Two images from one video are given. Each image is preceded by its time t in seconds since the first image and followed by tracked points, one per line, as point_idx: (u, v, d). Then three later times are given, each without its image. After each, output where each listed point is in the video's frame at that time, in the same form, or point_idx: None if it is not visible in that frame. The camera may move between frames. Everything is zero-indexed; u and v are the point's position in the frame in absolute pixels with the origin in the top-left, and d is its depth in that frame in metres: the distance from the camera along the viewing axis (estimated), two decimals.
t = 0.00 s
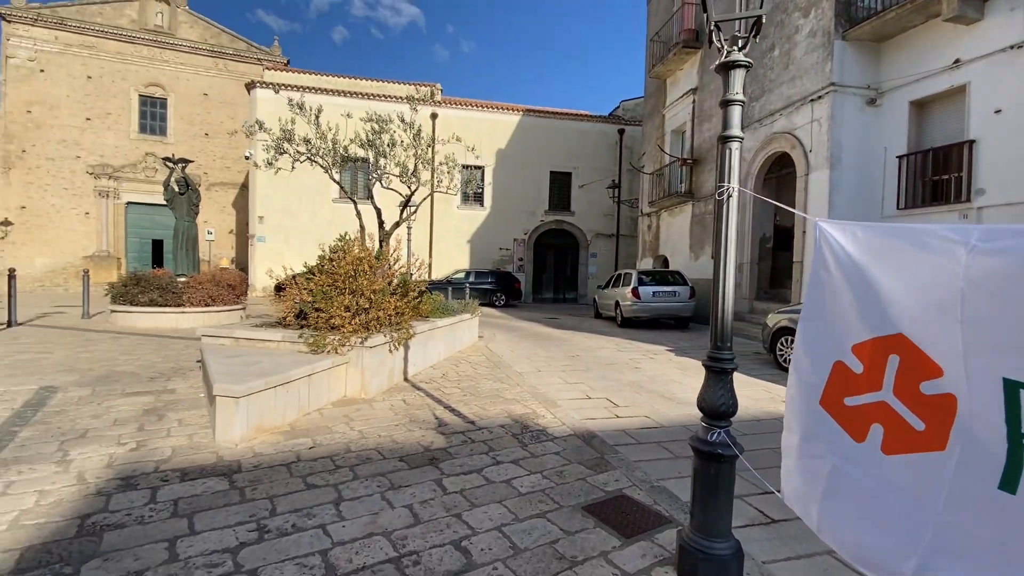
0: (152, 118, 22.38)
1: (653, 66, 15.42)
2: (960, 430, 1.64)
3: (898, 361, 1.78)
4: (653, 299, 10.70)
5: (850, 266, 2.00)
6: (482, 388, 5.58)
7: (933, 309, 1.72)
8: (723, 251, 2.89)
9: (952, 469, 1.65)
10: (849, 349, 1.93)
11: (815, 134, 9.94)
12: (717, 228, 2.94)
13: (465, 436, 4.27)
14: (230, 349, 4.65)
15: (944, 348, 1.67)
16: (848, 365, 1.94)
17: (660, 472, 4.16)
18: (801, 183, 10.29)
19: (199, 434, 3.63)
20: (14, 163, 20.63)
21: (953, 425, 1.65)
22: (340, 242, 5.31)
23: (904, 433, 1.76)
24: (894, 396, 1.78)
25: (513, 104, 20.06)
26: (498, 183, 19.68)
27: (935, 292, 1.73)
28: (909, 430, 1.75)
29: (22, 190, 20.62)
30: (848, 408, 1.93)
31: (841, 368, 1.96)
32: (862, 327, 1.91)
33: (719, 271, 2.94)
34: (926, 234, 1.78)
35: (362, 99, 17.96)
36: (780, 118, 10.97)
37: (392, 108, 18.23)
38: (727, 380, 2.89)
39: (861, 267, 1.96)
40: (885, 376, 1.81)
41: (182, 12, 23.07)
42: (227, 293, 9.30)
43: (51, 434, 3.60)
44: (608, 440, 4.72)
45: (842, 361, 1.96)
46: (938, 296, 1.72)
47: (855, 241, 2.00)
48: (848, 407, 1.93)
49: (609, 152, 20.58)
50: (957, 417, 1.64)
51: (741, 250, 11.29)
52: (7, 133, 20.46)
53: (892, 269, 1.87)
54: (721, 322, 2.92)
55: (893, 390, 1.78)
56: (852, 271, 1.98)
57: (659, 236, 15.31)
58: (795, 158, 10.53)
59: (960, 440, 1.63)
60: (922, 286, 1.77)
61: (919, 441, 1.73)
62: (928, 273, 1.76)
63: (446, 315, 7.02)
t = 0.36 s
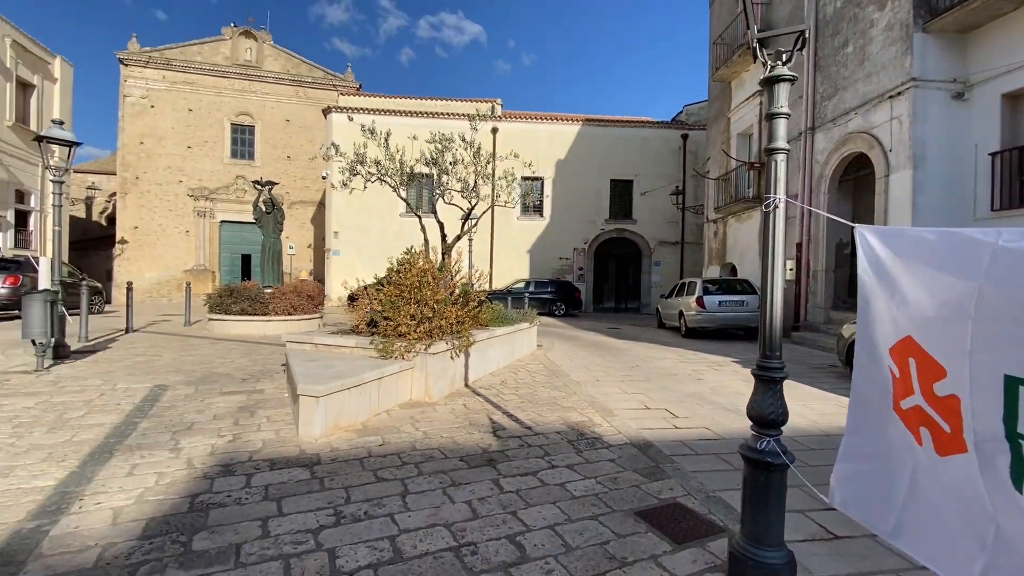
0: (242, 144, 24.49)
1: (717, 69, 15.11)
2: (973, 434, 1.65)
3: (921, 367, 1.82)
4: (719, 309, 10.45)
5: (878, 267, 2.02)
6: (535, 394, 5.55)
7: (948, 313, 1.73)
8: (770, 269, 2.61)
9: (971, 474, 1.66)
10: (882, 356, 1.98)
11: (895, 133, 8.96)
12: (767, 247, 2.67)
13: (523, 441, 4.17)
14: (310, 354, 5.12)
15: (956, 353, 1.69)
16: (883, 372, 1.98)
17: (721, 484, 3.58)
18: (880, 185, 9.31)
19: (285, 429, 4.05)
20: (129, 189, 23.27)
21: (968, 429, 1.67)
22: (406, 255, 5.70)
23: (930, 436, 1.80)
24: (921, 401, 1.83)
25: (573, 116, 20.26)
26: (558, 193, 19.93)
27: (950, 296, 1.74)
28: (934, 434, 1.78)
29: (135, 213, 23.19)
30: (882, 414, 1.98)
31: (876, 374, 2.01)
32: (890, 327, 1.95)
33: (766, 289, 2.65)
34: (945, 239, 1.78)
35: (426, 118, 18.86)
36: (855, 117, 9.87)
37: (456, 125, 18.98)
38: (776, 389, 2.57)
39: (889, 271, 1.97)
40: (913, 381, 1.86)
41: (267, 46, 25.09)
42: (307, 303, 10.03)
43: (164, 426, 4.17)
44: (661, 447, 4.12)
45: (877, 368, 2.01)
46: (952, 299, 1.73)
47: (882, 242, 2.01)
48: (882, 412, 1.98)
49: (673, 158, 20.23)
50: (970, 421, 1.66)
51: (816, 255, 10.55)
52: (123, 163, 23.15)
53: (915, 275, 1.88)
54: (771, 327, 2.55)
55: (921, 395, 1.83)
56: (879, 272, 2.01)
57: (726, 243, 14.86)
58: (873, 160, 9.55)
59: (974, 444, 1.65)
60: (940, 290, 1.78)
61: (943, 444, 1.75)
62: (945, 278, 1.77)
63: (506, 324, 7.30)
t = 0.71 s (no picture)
0: (296, 163, 25.69)
1: (764, 71, 14.75)
2: (997, 440, 1.71)
3: (946, 371, 1.86)
4: (770, 317, 10.12)
5: (914, 270, 2.04)
6: (579, 404, 5.56)
7: (982, 321, 1.76)
8: (816, 281, 2.33)
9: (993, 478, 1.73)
10: (907, 358, 2.02)
11: (959, 131, 8.44)
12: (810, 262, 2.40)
13: (564, 452, 4.14)
14: (359, 363, 5.33)
15: (987, 361, 1.73)
16: (905, 373, 2.03)
17: (771, 501, 3.37)
18: (945, 186, 8.75)
19: (335, 436, 4.23)
20: (194, 207, 24.78)
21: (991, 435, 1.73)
22: (450, 267, 5.85)
23: (952, 439, 1.86)
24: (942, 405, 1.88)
25: (615, 124, 20.19)
26: (600, 202, 19.87)
27: (987, 303, 1.76)
28: (957, 438, 1.84)
29: (199, 229, 24.65)
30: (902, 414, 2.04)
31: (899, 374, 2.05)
32: (919, 332, 1.97)
33: (812, 301, 2.35)
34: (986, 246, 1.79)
35: (470, 131, 19.23)
36: (916, 114, 9.35)
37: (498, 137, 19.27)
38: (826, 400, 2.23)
39: (926, 274, 1.99)
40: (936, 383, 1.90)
41: (319, 69, 26.25)
42: (356, 314, 10.40)
43: (226, 431, 4.42)
44: (706, 460, 4.00)
45: (900, 369, 2.05)
46: (988, 306, 1.76)
47: (918, 245, 2.03)
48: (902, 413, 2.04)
49: (719, 163, 19.79)
50: (994, 427, 1.72)
51: (876, 261, 9.92)
52: (190, 183, 24.72)
53: (950, 279, 1.90)
54: (818, 337, 2.28)
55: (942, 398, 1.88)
56: (914, 276, 2.03)
57: (777, 250, 14.35)
58: (937, 160, 8.98)
59: (998, 450, 1.71)
60: (975, 297, 1.80)
61: (965, 448, 1.82)
62: (981, 284, 1.79)
63: (547, 334, 7.34)
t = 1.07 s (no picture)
0: (329, 179, 26.35)
1: (797, 73, 14.40)
2: None
3: (1003, 387, 1.72)
4: (809, 328, 9.74)
5: (966, 277, 1.90)
6: (609, 418, 5.38)
7: None
8: (860, 289, 2.19)
9: None
10: (959, 372, 1.87)
11: (1010, 129, 7.98)
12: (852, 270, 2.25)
13: (593, 468, 4.01)
14: (387, 375, 5.34)
15: None
16: (958, 389, 1.88)
17: (815, 524, 3.18)
18: (997, 187, 8.27)
19: (362, 449, 4.21)
20: (233, 223, 25.63)
21: None
22: (476, 278, 5.84)
23: (1004, 461, 1.71)
24: (995, 423, 1.74)
25: (643, 132, 20.01)
26: (628, 211, 19.68)
27: None
28: (1010, 459, 1.69)
29: (238, 244, 25.44)
30: (954, 434, 1.88)
31: (951, 391, 1.90)
32: (973, 343, 1.83)
33: (856, 310, 2.21)
34: None
35: (498, 144, 19.35)
36: (962, 113, 8.93)
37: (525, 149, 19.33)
38: (875, 421, 2.06)
39: (981, 282, 1.84)
40: (990, 400, 1.76)
41: (350, 87, 26.94)
42: (384, 325, 10.51)
43: (256, 442, 4.44)
44: (743, 480, 3.80)
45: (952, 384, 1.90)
46: None
47: (973, 250, 1.89)
48: (954, 433, 1.88)
49: (752, 169, 19.34)
50: None
51: (923, 268, 9.48)
52: (229, 200, 25.61)
53: (1009, 286, 1.76)
54: (863, 349, 2.14)
55: (994, 416, 1.74)
56: (967, 283, 1.89)
57: (815, 257, 13.85)
58: (988, 160, 8.50)
59: None
60: None
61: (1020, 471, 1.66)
62: None
63: (575, 345, 7.23)
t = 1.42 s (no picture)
0: (348, 196, 26.67)
1: (818, 80, 14.12)
2: None
3: None
4: (838, 342, 9.37)
5: None
6: (629, 439, 5.16)
7: None
8: (901, 305, 2.01)
9: None
10: None
11: None
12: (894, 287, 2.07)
13: (613, 494, 3.81)
14: (400, 393, 5.23)
15: None
16: None
17: (853, 560, 2.92)
18: None
19: (372, 472, 4.08)
20: (255, 241, 26.03)
21: None
22: (490, 294, 5.74)
23: None
24: None
25: (660, 143, 19.84)
26: (647, 223, 19.46)
27: None
28: None
29: (259, 261, 25.82)
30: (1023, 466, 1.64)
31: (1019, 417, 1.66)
32: None
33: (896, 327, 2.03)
34: None
35: (515, 158, 19.36)
36: (996, 116, 8.59)
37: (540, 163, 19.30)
38: (923, 454, 1.87)
39: None
40: None
41: (369, 106, 27.37)
42: (400, 340, 10.44)
43: (267, 463, 4.32)
44: (775, 510, 3.55)
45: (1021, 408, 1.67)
46: None
47: None
48: None
49: (773, 179, 18.98)
50: None
51: (958, 278, 9.10)
52: (251, 218, 26.05)
53: None
54: (907, 370, 1.95)
55: None
56: None
57: (841, 267, 13.41)
58: None
59: None
60: None
61: None
62: None
63: (591, 362, 7.05)
